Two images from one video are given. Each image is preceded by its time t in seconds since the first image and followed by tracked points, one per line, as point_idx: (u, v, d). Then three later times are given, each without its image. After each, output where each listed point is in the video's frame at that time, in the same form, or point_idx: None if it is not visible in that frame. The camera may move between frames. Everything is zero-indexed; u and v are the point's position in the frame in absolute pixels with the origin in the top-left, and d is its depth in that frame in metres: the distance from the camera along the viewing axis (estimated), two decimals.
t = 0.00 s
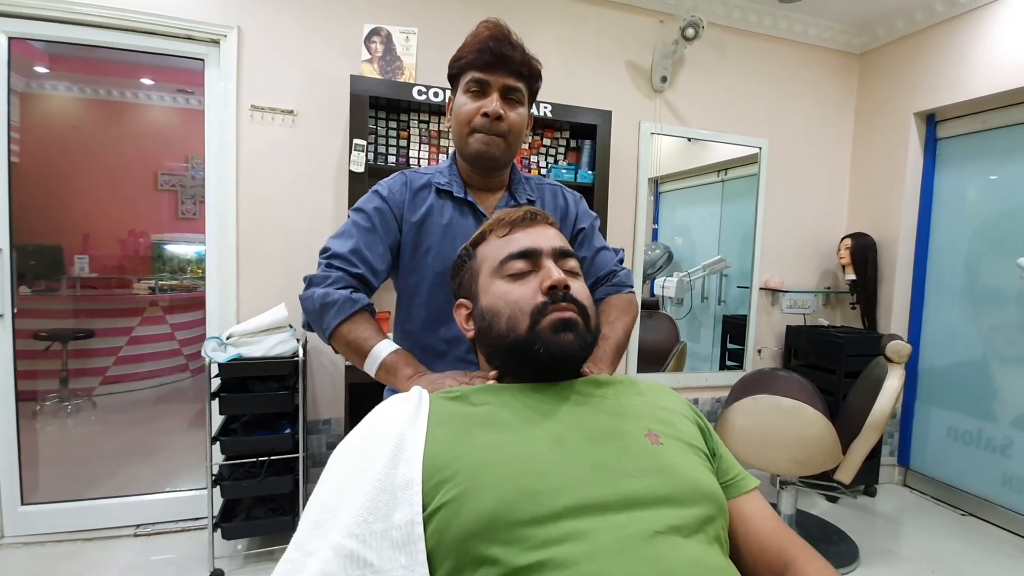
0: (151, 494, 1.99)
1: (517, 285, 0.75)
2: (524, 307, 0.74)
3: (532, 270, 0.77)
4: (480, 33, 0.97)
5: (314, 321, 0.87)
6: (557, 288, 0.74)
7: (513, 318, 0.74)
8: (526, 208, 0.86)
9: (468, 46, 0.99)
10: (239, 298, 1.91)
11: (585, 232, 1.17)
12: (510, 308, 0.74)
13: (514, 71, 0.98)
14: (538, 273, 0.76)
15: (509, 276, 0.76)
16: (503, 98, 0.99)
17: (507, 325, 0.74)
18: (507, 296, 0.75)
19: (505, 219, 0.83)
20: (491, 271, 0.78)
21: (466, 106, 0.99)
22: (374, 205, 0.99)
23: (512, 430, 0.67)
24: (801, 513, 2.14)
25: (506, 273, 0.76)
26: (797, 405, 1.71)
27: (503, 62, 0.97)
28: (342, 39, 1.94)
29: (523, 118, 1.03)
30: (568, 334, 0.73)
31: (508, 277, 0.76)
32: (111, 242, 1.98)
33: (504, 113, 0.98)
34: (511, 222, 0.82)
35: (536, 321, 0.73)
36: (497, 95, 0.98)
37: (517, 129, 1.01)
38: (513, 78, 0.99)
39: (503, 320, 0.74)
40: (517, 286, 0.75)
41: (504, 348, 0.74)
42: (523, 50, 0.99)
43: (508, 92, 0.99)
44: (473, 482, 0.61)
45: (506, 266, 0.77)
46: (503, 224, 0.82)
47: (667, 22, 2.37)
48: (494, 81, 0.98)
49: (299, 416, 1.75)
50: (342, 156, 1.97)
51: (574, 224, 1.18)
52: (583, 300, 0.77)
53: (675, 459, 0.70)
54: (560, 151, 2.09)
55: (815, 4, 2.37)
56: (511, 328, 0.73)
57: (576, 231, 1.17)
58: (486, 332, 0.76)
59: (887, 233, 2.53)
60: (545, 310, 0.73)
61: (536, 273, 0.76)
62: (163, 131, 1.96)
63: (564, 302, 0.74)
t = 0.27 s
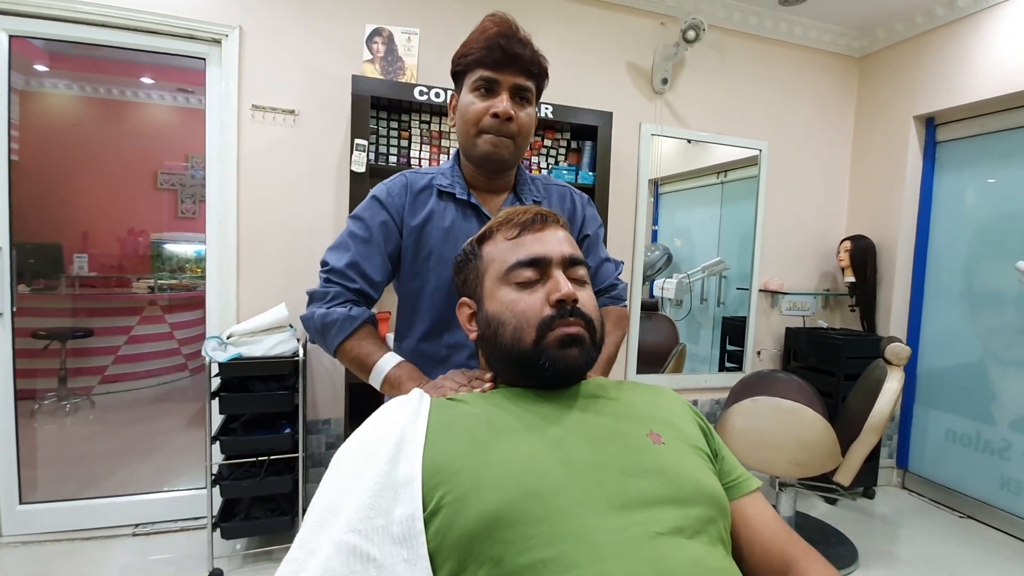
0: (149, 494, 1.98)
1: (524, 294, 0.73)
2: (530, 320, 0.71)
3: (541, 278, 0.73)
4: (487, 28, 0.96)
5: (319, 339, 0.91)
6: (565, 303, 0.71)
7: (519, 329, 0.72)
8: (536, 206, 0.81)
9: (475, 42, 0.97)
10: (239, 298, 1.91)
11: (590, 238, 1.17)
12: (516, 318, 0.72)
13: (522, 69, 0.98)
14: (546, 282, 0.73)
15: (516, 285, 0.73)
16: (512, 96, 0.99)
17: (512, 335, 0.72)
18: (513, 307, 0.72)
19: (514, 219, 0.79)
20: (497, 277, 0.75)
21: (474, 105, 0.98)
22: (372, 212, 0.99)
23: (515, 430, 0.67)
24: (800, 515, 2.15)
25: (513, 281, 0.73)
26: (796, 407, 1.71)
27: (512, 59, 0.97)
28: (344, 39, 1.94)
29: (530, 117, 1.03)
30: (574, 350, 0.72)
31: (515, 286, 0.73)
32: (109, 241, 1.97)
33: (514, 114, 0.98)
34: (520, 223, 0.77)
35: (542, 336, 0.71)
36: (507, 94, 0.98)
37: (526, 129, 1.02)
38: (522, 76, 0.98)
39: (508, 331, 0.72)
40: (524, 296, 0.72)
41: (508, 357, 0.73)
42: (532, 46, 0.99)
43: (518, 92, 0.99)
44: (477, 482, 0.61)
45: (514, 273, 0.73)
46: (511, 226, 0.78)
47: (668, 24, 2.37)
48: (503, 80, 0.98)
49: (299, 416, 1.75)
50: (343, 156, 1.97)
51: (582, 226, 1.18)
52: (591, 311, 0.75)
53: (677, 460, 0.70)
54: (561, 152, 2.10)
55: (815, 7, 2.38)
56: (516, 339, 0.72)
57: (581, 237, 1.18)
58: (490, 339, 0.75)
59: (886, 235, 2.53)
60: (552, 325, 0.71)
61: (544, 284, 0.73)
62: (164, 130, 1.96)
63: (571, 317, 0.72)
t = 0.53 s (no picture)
0: (148, 493, 1.98)
1: (525, 297, 0.72)
2: (531, 324, 0.71)
3: (542, 281, 0.73)
4: (492, 22, 0.95)
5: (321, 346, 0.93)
6: (567, 306, 0.71)
7: (519, 333, 0.72)
8: (537, 207, 0.81)
9: (479, 37, 0.96)
10: (238, 297, 1.91)
11: (593, 243, 1.18)
12: (517, 322, 0.72)
13: (528, 66, 0.97)
14: (548, 285, 0.73)
15: (518, 288, 0.73)
16: (518, 95, 0.99)
17: (513, 339, 0.72)
18: (515, 310, 0.72)
19: (515, 220, 0.78)
20: (498, 279, 0.74)
21: (478, 105, 0.98)
22: (369, 215, 1.00)
23: (515, 430, 0.67)
24: (798, 515, 2.15)
25: (514, 284, 0.73)
26: (794, 408, 1.72)
27: (517, 57, 0.96)
28: (345, 38, 1.94)
29: (536, 116, 1.03)
30: (575, 353, 0.72)
31: (516, 288, 0.73)
32: (108, 239, 1.97)
33: (519, 113, 0.98)
34: (522, 225, 0.77)
35: (544, 339, 0.71)
36: (512, 93, 0.98)
37: (530, 128, 1.02)
38: (528, 75, 0.98)
39: (509, 334, 0.72)
40: (526, 299, 0.72)
41: (508, 360, 0.73)
42: (538, 43, 0.99)
43: (524, 90, 0.99)
44: (477, 482, 0.61)
45: (515, 275, 0.73)
46: (512, 227, 0.77)
47: (668, 25, 2.38)
48: (508, 79, 0.97)
49: (298, 416, 1.75)
50: (343, 156, 1.97)
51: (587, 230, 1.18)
52: (592, 314, 0.75)
53: (677, 459, 0.71)
54: (561, 153, 2.10)
55: (815, 8, 2.38)
56: (517, 342, 0.72)
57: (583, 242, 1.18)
58: (491, 341, 0.75)
59: (884, 237, 2.54)
60: (554, 329, 0.71)
61: (546, 286, 0.73)
62: (163, 129, 1.96)
63: (573, 321, 0.72)
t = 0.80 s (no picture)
0: (147, 494, 1.98)
1: (528, 300, 0.73)
2: (533, 328, 0.72)
3: (544, 284, 0.73)
4: (486, 22, 0.96)
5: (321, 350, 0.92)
6: (569, 310, 0.71)
7: (522, 336, 0.72)
8: (540, 207, 0.81)
9: (475, 38, 0.97)
10: (237, 297, 1.91)
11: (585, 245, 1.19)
12: (519, 325, 0.72)
13: (523, 67, 0.98)
14: (550, 288, 0.73)
15: (520, 291, 0.73)
16: (513, 96, 1.00)
17: (515, 342, 0.72)
18: (517, 314, 0.72)
19: (518, 221, 0.78)
20: (500, 281, 0.75)
21: (474, 105, 0.99)
22: (365, 216, 0.99)
23: (516, 431, 0.68)
24: (796, 515, 2.16)
25: (516, 286, 0.73)
26: (793, 408, 1.72)
27: (513, 58, 0.96)
28: (344, 38, 1.94)
29: (530, 116, 1.04)
30: (577, 357, 0.72)
31: (519, 291, 0.73)
32: (106, 239, 1.96)
33: (514, 114, 0.98)
34: (524, 226, 0.77)
35: (546, 343, 0.71)
36: (507, 94, 0.99)
37: (525, 129, 1.03)
38: (523, 76, 0.99)
39: (512, 338, 0.73)
40: (528, 302, 0.72)
41: (511, 364, 0.74)
42: (532, 43, 0.99)
43: (518, 91, 1.00)
44: (481, 487, 0.61)
45: (517, 277, 0.73)
46: (515, 228, 0.77)
47: (667, 26, 2.38)
48: (503, 79, 0.98)
49: (297, 416, 1.75)
50: (343, 155, 1.97)
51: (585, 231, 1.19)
52: (594, 318, 0.75)
53: (679, 463, 0.71)
54: (560, 154, 2.11)
55: (813, 9, 2.39)
56: (519, 346, 0.72)
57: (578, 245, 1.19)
58: (493, 344, 0.75)
59: (882, 237, 2.55)
60: (555, 333, 0.71)
61: (548, 289, 0.73)
62: (162, 128, 1.95)
63: (575, 325, 0.72)
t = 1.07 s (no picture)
0: (146, 495, 1.98)
1: (535, 306, 0.73)
2: (539, 335, 0.72)
3: (552, 291, 0.73)
4: (470, 36, 0.98)
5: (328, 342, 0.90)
6: (575, 320, 0.71)
7: (526, 343, 0.72)
8: (551, 211, 0.81)
9: (458, 49, 0.99)
10: (236, 298, 1.91)
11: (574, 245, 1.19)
12: (525, 331, 0.72)
13: (506, 74, 1.00)
14: (558, 296, 0.73)
15: (527, 297, 0.73)
16: (497, 101, 1.01)
17: (520, 348, 0.73)
18: (523, 320, 0.72)
19: (529, 224, 0.78)
20: (508, 285, 0.74)
21: (461, 109, 0.99)
22: (363, 216, 1.00)
23: (516, 432, 0.68)
24: (795, 517, 2.16)
25: (523, 291, 0.73)
26: (791, 409, 1.73)
27: (496, 66, 0.99)
28: (344, 39, 1.94)
29: (515, 120, 1.05)
30: (581, 367, 0.73)
31: (526, 296, 0.73)
32: (104, 239, 1.95)
33: (499, 116, 0.99)
34: (536, 230, 0.77)
35: (550, 352, 0.72)
36: (492, 98, 1.00)
37: (510, 130, 1.03)
38: (507, 82, 1.01)
39: (516, 344, 0.73)
40: (535, 308, 0.73)
41: (514, 369, 0.74)
42: (513, 53, 1.01)
43: (502, 95, 1.01)
44: (481, 489, 0.61)
45: (526, 282, 0.73)
46: (526, 231, 0.77)
47: (665, 28, 2.39)
48: (488, 85, 0.99)
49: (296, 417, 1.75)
50: (342, 157, 1.97)
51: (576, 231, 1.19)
52: (600, 328, 0.75)
53: (678, 466, 0.71)
54: (559, 155, 2.11)
55: (811, 12, 2.40)
56: (524, 352, 0.72)
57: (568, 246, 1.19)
58: (497, 347, 0.75)
59: (880, 239, 2.56)
60: (560, 343, 0.72)
61: (556, 297, 0.73)
62: (161, 129, 1.95)
63: (580, 335, 0.72)
